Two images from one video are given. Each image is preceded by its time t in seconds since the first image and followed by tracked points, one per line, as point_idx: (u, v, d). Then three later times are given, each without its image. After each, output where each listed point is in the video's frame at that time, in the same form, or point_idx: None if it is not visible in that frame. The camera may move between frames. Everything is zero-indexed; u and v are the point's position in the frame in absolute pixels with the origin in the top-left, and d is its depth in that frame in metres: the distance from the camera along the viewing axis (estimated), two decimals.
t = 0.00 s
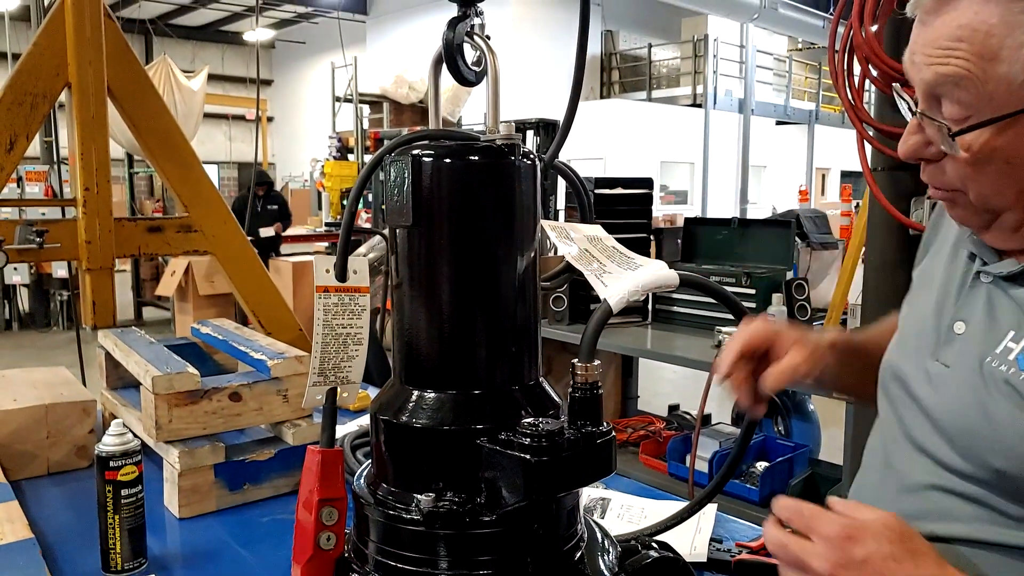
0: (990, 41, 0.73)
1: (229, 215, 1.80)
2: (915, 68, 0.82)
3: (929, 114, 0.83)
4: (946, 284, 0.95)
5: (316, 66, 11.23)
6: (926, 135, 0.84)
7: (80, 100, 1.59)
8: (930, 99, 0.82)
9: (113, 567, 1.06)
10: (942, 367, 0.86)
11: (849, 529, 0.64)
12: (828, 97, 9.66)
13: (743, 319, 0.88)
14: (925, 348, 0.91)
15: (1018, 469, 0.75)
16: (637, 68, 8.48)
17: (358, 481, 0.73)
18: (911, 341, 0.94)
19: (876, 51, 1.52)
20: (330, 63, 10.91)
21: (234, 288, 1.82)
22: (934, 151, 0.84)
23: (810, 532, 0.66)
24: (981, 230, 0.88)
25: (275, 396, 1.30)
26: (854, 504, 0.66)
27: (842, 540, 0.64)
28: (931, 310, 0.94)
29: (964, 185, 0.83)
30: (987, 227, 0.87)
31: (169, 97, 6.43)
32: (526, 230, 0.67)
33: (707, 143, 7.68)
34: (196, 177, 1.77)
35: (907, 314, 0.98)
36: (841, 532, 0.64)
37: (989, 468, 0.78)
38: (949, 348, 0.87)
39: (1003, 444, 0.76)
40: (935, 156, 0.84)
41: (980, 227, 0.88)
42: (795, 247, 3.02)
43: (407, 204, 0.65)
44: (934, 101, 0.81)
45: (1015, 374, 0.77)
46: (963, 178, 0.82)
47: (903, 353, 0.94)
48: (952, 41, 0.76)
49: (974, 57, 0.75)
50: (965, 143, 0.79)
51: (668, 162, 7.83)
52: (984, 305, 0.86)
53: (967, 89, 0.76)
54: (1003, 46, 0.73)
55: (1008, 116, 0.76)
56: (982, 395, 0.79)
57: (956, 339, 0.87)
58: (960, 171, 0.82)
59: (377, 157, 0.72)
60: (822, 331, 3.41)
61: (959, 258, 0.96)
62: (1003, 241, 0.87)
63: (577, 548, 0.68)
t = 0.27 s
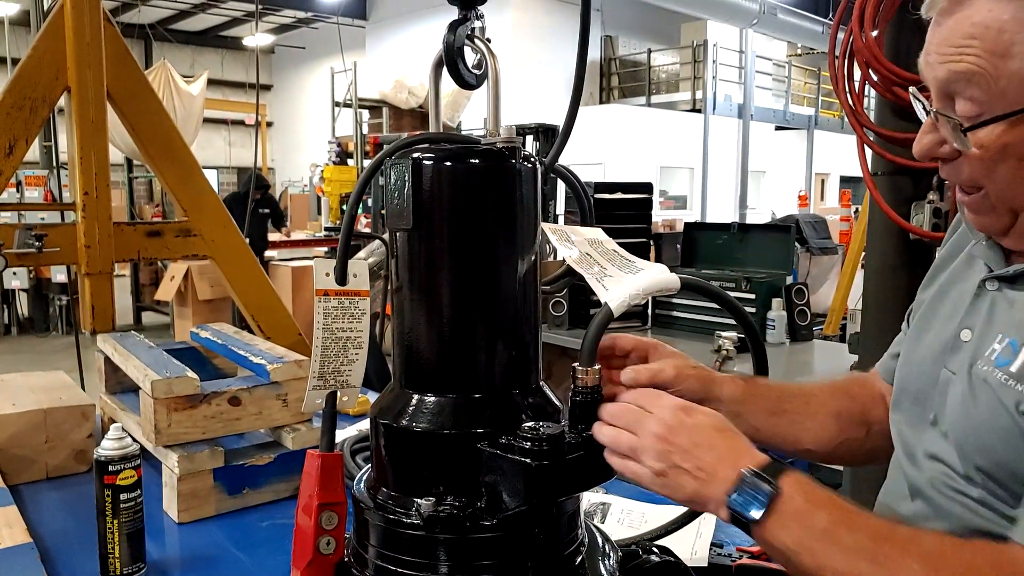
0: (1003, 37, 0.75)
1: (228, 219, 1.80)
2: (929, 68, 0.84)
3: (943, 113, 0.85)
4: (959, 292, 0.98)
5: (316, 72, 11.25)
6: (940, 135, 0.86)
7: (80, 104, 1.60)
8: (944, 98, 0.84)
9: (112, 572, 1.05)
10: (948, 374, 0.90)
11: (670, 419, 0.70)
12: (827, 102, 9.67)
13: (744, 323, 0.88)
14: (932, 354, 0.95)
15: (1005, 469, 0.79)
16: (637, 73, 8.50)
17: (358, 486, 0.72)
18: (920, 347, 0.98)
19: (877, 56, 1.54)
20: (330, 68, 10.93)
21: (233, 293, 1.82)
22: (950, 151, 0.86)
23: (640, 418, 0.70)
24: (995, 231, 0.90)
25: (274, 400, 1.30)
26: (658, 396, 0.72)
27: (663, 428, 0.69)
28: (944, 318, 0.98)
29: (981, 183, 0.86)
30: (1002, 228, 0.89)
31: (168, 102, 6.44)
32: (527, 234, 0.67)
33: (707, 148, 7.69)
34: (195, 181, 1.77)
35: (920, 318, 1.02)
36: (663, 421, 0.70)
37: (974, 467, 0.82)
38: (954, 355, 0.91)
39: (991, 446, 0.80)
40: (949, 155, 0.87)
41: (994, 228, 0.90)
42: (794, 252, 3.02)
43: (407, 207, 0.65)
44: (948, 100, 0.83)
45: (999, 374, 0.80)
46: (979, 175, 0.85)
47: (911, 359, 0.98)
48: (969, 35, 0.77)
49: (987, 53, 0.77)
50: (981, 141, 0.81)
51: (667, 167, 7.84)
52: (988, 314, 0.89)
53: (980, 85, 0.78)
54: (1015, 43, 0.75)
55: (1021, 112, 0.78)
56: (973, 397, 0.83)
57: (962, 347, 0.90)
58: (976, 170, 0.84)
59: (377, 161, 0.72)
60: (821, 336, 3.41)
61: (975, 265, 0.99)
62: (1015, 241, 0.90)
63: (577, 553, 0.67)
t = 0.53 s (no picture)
0: (976, 44, 0.76)
1: (225, 223, 1.79)
2: (908, 76, 0.84)
3: (919, 118, 0.85)
4: (941, 294, 0.97)
5: (315, 75, 11.26)
6: (916, 139, 0.86)
7: (76, 107, 1.60)
8: (921, 102, 0.84)
9: None
10: (934, 379, 0.90)
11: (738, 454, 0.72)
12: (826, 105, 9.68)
13: (742, 327, 0.88)
14: (918, 360, 0.95)
15: (1000, 475, 0.78)
16: (636, 76, 8.51)
17: (354, 491, 0.72)
18: (904, 354, 0.98)
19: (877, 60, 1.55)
20: (329, 71, 10.95)
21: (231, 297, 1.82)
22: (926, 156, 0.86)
23: (710, 454, 0.73)
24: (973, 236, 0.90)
25: (270, 404, 1.30)
26: (729, 426, 0.74)
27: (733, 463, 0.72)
28: (924, 323, 0.97)
29: (956, 187, 0.85)
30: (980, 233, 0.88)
31: (168, 105, 6.44)
32: (524, 236, 0.67)
33: (706, 151, 7.69)
34: (193, 185, 1.76)
35: (903, 324, 1.02)
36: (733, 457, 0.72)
37: (967, 472, 0.81)
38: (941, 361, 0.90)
39: (982, 450, 0.79)
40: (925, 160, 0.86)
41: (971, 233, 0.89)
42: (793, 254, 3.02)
43: (403, 210, 0.64)
44: (923, 103, 0.83)
45: (991, 378, 0.79)
46: (954, 180, 0.84)
47: (895, 367, 0.98)
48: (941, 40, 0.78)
49: (961, 59, 0.77)
50: (956, 143, 0.81)
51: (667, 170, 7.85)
52: (973, 318, 0.88)
53: (953, 90, 0.79)
54: (988, 48, 0.76)
55: (996, 114, 0.78)
56: (965, 402, 0.82)
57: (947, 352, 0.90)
58: (952, 173, 0.84)
59: (374, 163, 0.72)
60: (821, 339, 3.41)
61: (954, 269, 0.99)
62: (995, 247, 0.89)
63: (575, 558, 0.67)
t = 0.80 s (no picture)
0: (929, 74, 0.73)
1: (225, 225, 1.80)
2: (863, 101, 0.80)
3: (879, 143, 0.81)
4: (917, 307, 0.94)
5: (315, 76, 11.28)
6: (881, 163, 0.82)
7: (77, 108, 1.60)
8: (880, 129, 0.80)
9: None
10: (921, 396, 0.86)
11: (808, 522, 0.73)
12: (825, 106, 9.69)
13: (741, 328, 0.88)
14: (897, 377, 0.90)
15: (1006, 493, 0.75)
16: (636, 77, 8.52)
17: (353, 492, 0.72)
18: (881, 369, 0.93)
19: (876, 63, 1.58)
20: (329, 73, 10.96)
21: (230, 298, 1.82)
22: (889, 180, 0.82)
23: (777, 523, 0.75)
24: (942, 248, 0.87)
25: (270, 406, 1.30)
26: (795, 494, 0.76)
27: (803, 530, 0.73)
28: (899, 337, 0.93)
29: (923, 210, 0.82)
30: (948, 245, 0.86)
31: (168, 107, 6.45)
32: (522, 239, 0.67)
33: (705, 152, 7.70)
34: (192, 186, 1.77)
35: (875, 338, 0.97)
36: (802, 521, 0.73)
37: (973, 491, 0.78)
38: (926, 376, 0.86)
39: (990, 470, 0.76)
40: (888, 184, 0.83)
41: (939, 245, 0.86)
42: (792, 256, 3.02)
43: (401, 213, 0.65)
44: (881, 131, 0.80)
45: (1001, 399, 0.76)
46: (920, 203, 0.81)
47: (871, 382, 0.93)
48: (898, 68, 0.74)
49: (915, 88, 0.74)
50: (918, 170, 0.78)
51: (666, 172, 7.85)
52: (961, 333, 0.85)
53: (911, 121, 0.76)
54: (942, 79, 0.73)
55: (955, 143, 0.75)
56: (968, 421, 0.79)
57: (933, 369, 0.86)
58: (917, 198, 0.80)
59: (372, 164, 0.72)
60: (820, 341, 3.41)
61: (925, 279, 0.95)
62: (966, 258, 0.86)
63: (573, 558, 0.67)
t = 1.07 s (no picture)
0: (960, 50, 0.76)
1: (223, 225, 1.79)
2: (890, 88, 0.83)
3: (904, 127, 0.84)
4: (927, 300, 0.95)
5: (315, 76, 11.27)
6: (904, 146, 0.85)
7: (75, 108, 1.60)
8: (905, 112, 0.83)
9: None
10: (925, 385, 0.88)
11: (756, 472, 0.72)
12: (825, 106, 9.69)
13: (739, 328, 0.88)
14: (904, 369, 0.92)
15: (1000, 480, 0.77)
16: (635, 77, 8.52)
17: (348, 492, 0.71)
18: (890, 361, 0.95)
19: (874, 58, 1.62)
20: (328, 73, 10.95)
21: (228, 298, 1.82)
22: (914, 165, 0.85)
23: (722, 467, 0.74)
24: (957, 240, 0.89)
25: (267, 405, 1.29)
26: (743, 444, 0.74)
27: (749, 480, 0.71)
28: (909, 330, 0.95)
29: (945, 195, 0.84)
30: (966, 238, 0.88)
31: (167, 106, 6.44)
32: (519, 238, 0.67)
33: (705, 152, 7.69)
34: (189, 186, 1.76)
35: (885, 330, 0.99)
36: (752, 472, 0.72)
37: (967, 478, 0.80)
38: (930, 367, 0.88)
39: (983, 456, 0.78)
40: (913, 169, 0.85)
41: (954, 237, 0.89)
42: (792, 256, 3.02)
43: (397, 211, 0.64)
44: (907, 113, 0.83)
45: (995, 387, 0.78)
46: (943, 187, 0.83)
47: (880, 373, 0.95)
48: (926, 48, 0.78)
49: (945, 67, 0.77)
50: (946, 150, 0.80)
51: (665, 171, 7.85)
52: (967, 325, 0.86)
53: (941, 102, 0.79)
54: (971, 56, 0.76)
55: (983, 121, 0.77)
56: (965, 410, 0.81)
57: (939, 361, 0.88)
58: (939, 181, 0.83)
59: (368, 163, 0.72)
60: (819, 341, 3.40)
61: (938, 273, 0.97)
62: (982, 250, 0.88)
63: (570, 559, 0.67)
